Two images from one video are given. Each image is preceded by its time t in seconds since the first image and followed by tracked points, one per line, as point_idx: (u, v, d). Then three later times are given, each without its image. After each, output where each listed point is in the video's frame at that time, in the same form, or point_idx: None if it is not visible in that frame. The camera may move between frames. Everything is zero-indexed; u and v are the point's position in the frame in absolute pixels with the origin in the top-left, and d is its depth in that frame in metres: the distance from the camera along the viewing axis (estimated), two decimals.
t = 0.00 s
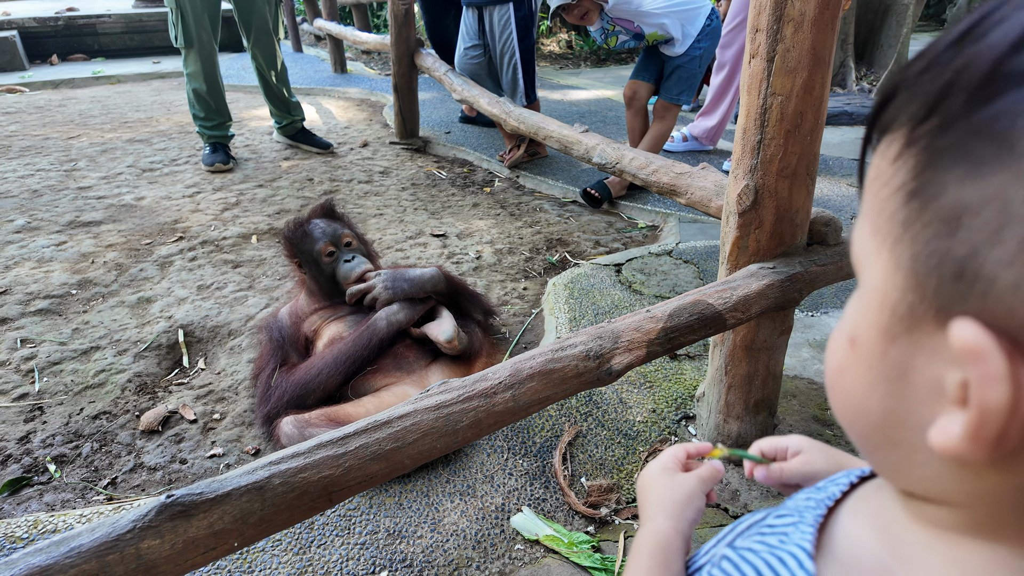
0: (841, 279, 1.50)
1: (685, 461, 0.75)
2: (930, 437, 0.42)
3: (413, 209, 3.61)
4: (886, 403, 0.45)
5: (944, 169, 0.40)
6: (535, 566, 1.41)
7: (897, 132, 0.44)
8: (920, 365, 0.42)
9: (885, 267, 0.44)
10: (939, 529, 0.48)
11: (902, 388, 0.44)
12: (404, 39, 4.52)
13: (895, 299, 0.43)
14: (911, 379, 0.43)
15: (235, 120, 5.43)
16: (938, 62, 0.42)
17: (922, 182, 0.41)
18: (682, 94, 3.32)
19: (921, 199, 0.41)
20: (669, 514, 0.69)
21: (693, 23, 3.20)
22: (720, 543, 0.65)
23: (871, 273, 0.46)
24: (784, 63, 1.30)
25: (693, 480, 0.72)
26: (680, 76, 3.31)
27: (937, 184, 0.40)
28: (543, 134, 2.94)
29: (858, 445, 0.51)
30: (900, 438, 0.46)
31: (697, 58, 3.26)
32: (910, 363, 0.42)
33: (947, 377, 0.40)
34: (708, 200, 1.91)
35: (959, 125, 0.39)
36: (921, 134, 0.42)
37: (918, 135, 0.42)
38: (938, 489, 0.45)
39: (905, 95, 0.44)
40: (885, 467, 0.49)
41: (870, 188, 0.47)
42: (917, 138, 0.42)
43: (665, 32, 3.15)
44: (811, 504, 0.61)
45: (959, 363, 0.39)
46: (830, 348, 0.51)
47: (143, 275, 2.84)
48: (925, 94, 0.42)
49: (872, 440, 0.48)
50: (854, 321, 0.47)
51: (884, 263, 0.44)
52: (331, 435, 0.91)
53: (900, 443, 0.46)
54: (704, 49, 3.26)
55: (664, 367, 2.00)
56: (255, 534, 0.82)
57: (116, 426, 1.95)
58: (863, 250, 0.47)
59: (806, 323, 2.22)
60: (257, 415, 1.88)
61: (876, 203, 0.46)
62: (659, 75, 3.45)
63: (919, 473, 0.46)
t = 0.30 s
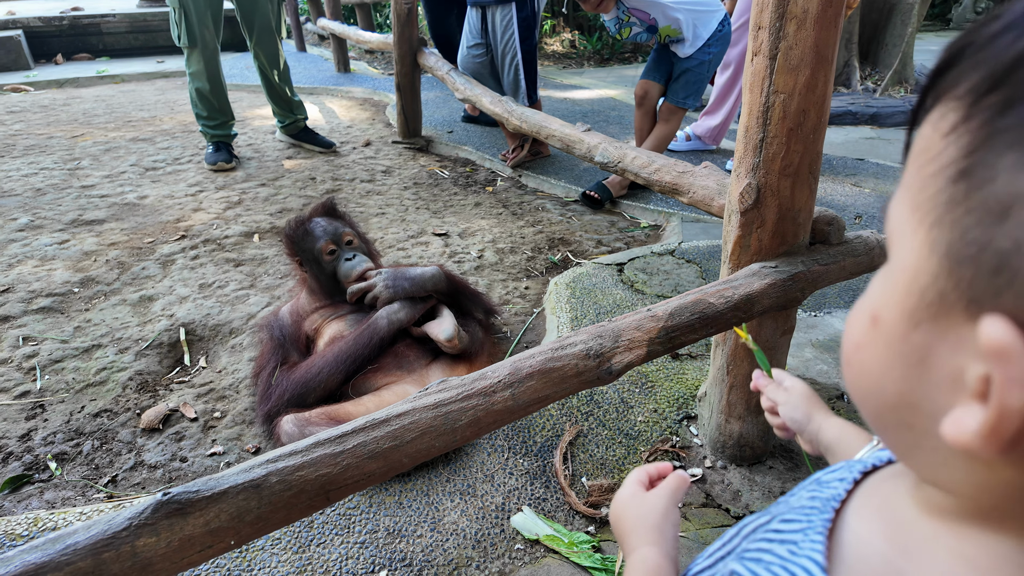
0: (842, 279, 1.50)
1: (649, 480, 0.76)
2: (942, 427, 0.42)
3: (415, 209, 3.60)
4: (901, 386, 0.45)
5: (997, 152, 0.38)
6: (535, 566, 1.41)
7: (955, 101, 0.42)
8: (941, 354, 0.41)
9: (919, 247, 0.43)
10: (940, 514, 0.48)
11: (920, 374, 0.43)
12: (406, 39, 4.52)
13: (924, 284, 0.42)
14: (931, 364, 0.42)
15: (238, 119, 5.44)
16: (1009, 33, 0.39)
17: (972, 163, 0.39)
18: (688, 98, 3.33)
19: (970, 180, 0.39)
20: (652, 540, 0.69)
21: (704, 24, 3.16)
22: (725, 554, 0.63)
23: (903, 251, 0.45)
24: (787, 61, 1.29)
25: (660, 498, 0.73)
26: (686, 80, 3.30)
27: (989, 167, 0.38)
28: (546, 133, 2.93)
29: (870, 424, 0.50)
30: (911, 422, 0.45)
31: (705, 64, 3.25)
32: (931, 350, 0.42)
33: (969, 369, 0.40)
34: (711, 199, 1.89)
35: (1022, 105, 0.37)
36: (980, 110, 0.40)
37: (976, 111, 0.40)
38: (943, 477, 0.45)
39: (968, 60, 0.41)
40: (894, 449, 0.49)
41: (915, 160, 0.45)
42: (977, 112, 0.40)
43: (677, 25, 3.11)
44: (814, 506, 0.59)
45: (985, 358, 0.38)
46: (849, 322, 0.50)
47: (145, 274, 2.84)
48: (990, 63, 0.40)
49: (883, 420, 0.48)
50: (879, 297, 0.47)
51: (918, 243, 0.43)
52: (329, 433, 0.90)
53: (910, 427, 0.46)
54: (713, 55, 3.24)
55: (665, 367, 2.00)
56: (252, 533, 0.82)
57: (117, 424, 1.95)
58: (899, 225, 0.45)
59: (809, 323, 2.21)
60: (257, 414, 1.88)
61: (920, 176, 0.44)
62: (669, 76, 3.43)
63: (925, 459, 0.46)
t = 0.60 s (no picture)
0: (844, 280, 1.49)
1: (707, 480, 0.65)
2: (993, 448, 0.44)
3: (417, 208, 3.60)
4: (944, 403, 0.47)
5: None
6: (535, 566, 1.40)
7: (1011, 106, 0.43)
8: (998, 380, 0.44)
9: (965, 267, 0.44)
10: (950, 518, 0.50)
11: (969, 395, 0.45)
12: (409, 38, 4.52)
13: (974, 307, 0.44)
14: (983, 391, 0.45)
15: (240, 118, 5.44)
16: None
17: None
18: (691, 100, 3.30)
19: None
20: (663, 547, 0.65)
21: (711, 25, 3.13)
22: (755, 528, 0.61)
23: (943, 265, 0.46)
24: (789, 60, 1.28)
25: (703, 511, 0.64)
26: (688, 81, 3.28)
27: None
28: (547, 133, 2.93)
29: (900, 435, 0.52)
30: (951, 440, 0.47)
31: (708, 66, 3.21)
32: (987, 374, 0.44)
33: None
34: (713, 199, 1.89)
35: None
36: None
37: None
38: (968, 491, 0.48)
39: None
40: (921, 460, 0.51)
41: (950, 161, 0.46)
42: None
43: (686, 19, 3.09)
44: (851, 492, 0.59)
45: None
46: (877, 334, 0.52)
47: (147, 272, 2.84)
48: None
49: (917, 432, 0.50)
50: (918, 311, 0.48)
51: (963, 259, 0.44)
52: (327, 432, 0.90)
53: (948, 442, 0.48)
54: (717, 57, 3.20)
55: (667, 367, 1.99)
56: (249, 533, 0.82)
57: (117, 422, 1.95)
58: (938, 236, 0.47)
59: (812, 323, 2.20)
60: (258, 413, 1.88)
61: (963, 183, 0.45)
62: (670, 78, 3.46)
63: (958, 473, 0.48)
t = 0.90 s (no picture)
0: (846, 279, 1.48)
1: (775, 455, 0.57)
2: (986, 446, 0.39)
3: (418, 207, 3.59)
4: (933, 403, 0.42)
5: None
6: (534, 567, 1.40)
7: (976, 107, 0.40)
8: (983, 373, 0.39)
9: (943, 263, 0.40)
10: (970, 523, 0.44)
11: (956, 391, 0.40)
12: (410, 37, 4.52)
13: (956, 301, 0.40)
14: (968, 384, 0.40)
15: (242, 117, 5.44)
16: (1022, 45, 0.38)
17: (1003, 178, 0.37)
18: (689, 97, 3.28)
19: (1000, 194, 0.37)
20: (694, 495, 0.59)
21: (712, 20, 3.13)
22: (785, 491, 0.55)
23: (926, 263, 0.42)
24: (791, 58, 1.28)
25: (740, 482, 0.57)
26: (685, 77, 3.27)
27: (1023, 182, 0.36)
28: (549, 131, 2.92)
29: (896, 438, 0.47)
30: (947, 441, 0.42)
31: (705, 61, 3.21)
32: (971, 368, 0.39)
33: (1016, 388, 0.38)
34: (714, 198, 1.88)
35: None
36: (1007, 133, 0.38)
37: (1007, 122, 0.38)
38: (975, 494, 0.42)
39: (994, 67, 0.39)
40: (923, 464, 0.45)
41: (929, 169, 0.43)
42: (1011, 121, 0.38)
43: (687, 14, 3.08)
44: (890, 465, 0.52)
45: None
46: (868, 336, 0.47)
47: (148, 271, 2.84)
48: None
49: (914, 438, 0.45)
50: (900, 312, 0.44)
51: (942, 257, 0.41)
52: (326, 432, 0.89)
53: (945, 445, 0.42)
54: (715, 54, 3.20)
55: (668, 367, 1.98)
56: (247, 532, 0.81)
57: (117, 421, 1.95)
58: (919, 238, 0.43)
59: (813, 323, 2.19)
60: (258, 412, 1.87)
61: (939, 186, 0.42)
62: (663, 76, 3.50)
63: (960, 476, 0.43)
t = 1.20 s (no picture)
0: (845, 281, 1.47)
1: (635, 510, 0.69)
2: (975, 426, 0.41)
3: (418, 207, 3.59)
4: (929, 392, 0.44)
5: (988, 160, 0.38)
6: (531, 569, 1.39)
7: (944, 121, 0.42)
8: (965, 356, 0.41)
9: (927, 258, 0.43)
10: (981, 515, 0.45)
11: (947, 377, 0.42)
12: (411, 37, 4.52)
13: (939, 291, 0.42)
14: (957, 369, 0.42)
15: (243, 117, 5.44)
16: (988, 45, 0.39)
17: (967, 171, 0.39)
18: (673, 87, 3.26)
19: (967, 187, 0.39)
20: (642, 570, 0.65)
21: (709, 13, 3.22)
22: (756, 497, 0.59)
23: (916, 263, 0.44)
24: (789, 59, 1.27)
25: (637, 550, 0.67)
26: (673, 68, 3.27)
27: (981, 172, 0.38)
28: (549, 131, 2.91)
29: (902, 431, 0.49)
30: (944, 428, 0.44)
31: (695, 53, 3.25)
32: (955, 353, 0.41)
33: (993, 368, 0.39)
34: (713, 199, 1.88)
35: (1003, 112, 0.38)
36: (967, 123, 0.40)
37: (961, 125, 0.40)
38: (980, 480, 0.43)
39: (952, 83, 0.41)
40: (929, 457, 0.47)
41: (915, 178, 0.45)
42: (964, 126, 0.40)
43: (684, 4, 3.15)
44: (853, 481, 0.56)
45: (1003, 355, 0.38)
46: (877, 336, 0.49)
47: (147, 271, 2.84)
48: (971, 82, 0.40)
49: (916, 428, 0.46)
50: (898, 309, 0.46)
51: (927, 253, 0.43)
52: (320, 434, 0.89)
53: (943, 432, 0.44)
54: (705, 48, 3.26)
55: (666, 368, 1.98)
56: (239, 535, 0.81)
57: (115, 422, 1.95)
58: (908, 241, 0.45)
59: (813, 324, 2.19)
60: (255, 413, 1.87)
61: (922, 191, 0.44)
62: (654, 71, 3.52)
63: (959, 463, 0.44)
